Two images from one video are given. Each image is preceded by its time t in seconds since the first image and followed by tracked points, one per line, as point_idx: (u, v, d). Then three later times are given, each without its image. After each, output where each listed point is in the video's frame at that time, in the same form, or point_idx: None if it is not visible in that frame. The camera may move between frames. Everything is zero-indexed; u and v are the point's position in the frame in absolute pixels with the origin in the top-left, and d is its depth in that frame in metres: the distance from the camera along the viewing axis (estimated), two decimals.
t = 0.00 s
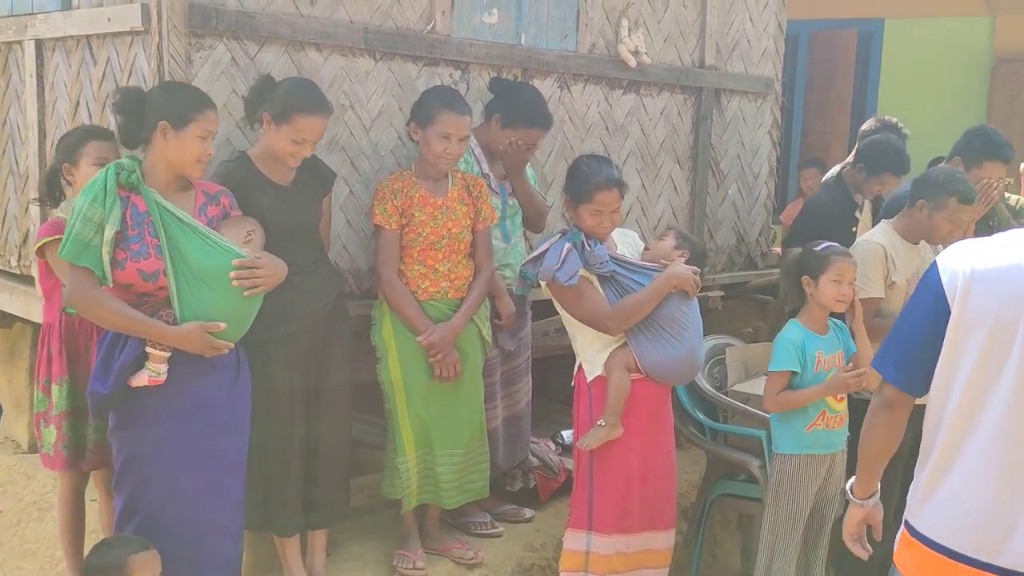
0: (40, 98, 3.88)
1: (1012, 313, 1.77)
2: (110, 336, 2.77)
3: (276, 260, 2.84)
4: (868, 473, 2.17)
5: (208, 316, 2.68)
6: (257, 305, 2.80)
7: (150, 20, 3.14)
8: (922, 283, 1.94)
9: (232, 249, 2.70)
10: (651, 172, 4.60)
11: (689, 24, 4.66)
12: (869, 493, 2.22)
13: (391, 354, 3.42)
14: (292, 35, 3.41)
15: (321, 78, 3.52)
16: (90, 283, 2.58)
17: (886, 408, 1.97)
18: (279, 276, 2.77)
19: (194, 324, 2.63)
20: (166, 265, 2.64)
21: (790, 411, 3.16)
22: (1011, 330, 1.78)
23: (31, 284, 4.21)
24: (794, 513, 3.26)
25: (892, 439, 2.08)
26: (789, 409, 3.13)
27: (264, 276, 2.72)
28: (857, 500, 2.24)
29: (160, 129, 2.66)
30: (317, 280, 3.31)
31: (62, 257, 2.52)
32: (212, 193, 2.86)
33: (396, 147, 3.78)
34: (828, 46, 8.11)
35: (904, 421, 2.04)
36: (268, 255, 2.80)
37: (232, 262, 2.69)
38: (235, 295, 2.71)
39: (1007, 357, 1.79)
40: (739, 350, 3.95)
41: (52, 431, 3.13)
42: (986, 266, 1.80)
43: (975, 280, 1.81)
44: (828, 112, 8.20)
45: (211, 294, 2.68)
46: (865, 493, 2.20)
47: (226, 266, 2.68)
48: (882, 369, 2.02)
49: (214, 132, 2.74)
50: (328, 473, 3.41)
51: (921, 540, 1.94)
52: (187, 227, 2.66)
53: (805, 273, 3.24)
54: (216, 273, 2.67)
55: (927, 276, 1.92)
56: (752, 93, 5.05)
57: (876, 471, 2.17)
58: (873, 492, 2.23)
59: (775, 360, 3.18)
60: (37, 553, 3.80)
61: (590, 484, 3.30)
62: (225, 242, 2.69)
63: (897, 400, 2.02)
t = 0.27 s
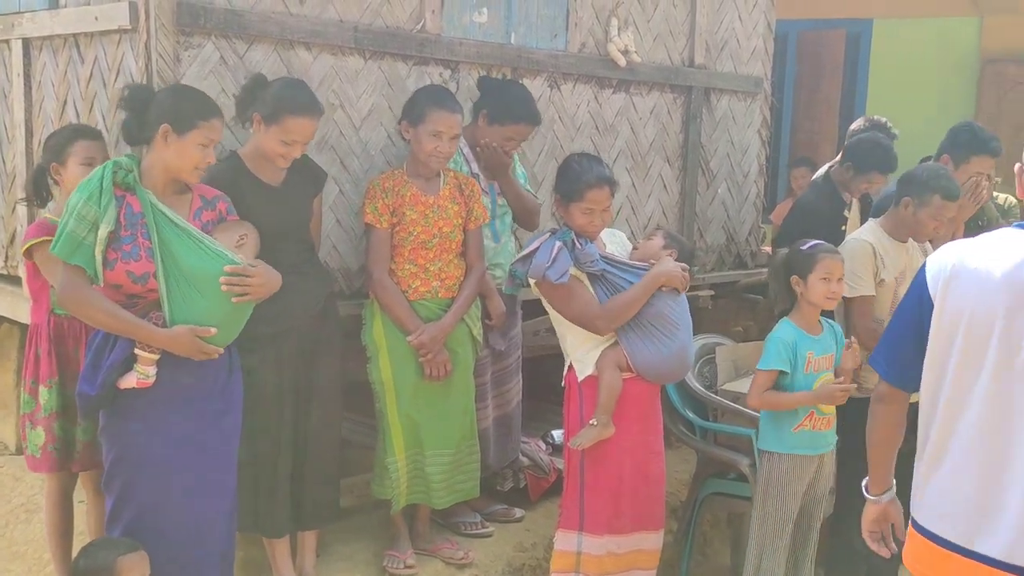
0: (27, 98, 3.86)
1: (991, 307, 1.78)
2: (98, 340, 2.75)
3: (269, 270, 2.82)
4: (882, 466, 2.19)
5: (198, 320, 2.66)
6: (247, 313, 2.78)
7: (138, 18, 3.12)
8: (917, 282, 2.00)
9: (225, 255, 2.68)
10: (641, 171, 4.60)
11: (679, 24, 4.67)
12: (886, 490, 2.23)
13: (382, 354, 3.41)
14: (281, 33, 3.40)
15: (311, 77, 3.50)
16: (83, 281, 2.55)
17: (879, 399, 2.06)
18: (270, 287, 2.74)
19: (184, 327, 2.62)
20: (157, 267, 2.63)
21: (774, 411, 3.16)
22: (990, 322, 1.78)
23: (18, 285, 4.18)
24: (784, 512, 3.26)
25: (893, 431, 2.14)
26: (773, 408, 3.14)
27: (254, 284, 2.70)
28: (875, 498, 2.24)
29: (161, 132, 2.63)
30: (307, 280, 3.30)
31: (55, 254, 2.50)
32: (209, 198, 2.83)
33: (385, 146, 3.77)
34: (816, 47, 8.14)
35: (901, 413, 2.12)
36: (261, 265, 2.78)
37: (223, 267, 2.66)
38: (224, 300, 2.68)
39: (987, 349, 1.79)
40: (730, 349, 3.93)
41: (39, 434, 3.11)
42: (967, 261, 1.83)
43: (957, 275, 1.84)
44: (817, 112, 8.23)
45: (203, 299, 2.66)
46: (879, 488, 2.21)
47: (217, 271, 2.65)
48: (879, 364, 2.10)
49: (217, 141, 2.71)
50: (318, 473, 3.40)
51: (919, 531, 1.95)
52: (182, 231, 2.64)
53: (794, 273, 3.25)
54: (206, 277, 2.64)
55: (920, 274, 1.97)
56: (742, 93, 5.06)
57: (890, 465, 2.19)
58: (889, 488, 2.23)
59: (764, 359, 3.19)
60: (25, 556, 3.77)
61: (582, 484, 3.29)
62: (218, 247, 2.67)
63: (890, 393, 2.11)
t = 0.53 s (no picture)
0: (16, 99, 3.86)
1: (971, 306, 1.92)
2: (91, 339, 2.75)
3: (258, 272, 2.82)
4: (890, 462, 2.30)
5: (188, 322, 2.68)
6: (236, 313, 2.79)
7: (127, 19, 3.12)
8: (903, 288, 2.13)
9: (211, 255, 2.68)
10: (631, 170, 4.61)
11: (668, 23, 4.67)
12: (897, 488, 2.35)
13: (373, 354, 3.41)
14: (270, 34, 3.40)
15: (300, 78, 3.51)
16: (71, 285, 2.56)
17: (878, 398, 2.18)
18: (257, 288, 2.74)
19: (174, 329, 2.64)
20: (145, 269, 2.63)
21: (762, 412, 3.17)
22: (970, 322, 1.93)
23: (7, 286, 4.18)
24: (774, 510, 3.28)
25: (894, 430, 2.25)
26: (762, 409, 3.15)
27: (242, 286, 2.70)
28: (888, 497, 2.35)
29: (144, 133, 2.63)
30: (297, 281, 3.31)
31: (43, 258, 2.51)
32: (196, 198, 2.82)
33: (375, 147, 3.78)
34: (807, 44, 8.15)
35: (901, 412, 2.24)
36: (249, 266, 2.78)
37: (211, 268, 2.67)
38: (211, 300, 2.69)
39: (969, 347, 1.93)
40: (719, 347, 3.94)
41: (33, 434, 3.10)
42: (946, 265, 1.96)
43: (937, 279, 1.98)
44: (808, 109, 8.25)
45: (190, 299, 2.67)
46: (890, 485, 2.31)
47: (205, 272, 2.66)
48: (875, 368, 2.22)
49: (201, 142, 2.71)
50: (308, 473, 3.41)
51: (925, 525, 2.09)
52: (169, 234, 2.64)
53: (782, 272, 3.26)
54: (194, 278, 2.65)
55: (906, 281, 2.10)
56: (731, 92, 5.07)
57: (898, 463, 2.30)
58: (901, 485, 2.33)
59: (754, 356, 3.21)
60: (16, 557, 3.77)
61: (573, 483, 3.31)
62: (205, 248, 2.67)
63: (890, 392, 2.23)
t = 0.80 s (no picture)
0: (7, 96, 3.84)
1: (969, 288, 2.03)
2: (85, 338, 2.76)
3: (246, 259, 2.81)
4: (906, 442, 2.45)
5: (182, 316, 2.67)
6: (228, 305, 2.78)
7: (118, 16, 3.11)
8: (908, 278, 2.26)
9: (200, 249, 2.67)
10: (625, 166, 4.61)
11: (661, 18, 4.67)
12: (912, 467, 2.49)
13: (369, 350, 3.41)
14: (262, 31, 3.39)
15: (292, 74, 3.50)
16: (65, 283, 2.54)
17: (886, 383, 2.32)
18: (247, 277, 2.74)
19: (170, 324, 2.63)
20: (136, 265, 2.62)
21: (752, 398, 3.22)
22: (965, 305, 2.04)
23: None
24: (771, 504, 3.28)
25: (907, 413, 2.40)
26: (751, 396, 3.20)
27: (232, 275, 2.69)
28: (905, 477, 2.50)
29: (128, 129, 2.62)
30: (291, 278, 3.31)
31: (34, 257, 2.50)
32: (184, 194, 2.83)
33: (368, 143, 3.78)
34: (800, 39, 8.16)
35: (912, 396, 2.38)
36: (237, 254, 2.77)
37: (200, 260, 2.66)
38: (202, 292, 2.68)
39: (964, 330, 2.05)
40: (714, 341, 3.92)
41: (24, 431, 3.09)
42: (943, 252, 2.09)
43: (936, 266, 2.10)
44: (801, 104, 8.25)
45: (182, 292, 2.66)
46: (906, 465, 2.45)
47: (193, 265, 2.65)
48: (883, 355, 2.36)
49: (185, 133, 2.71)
50: (304, 470, 3.41)
51: (931, 504, 2.17)
52: (156, 230, 2.64)
53: (777, 267, 3.27)
54: (184, 272, 2.64)
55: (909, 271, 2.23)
56: (724, 87, 5.07)
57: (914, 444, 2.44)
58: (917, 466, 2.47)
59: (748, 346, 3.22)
60: (11, 555, 3.76)
61: (568, 479, 3.30)
62: (192, 242, 2.67)
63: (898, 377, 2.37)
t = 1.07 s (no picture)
0: None
1: (965, 273, 2.22)
2: (80, 339, 2.73)
3: (236, 245, 2.78)
4: (908, 426, 2.70)
5: (179, 306, 2.67)
6: (224, 293, 2.78)
7: (110, 11, 3.09)
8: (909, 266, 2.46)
9: (189, 239, 2.67)
10: (619, 159, 4.61)
11: (654, 12, 4.67)
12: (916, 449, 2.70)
13: (362, 345, 3.40)
14: (255, 25, 3.38)
15: (285, 68, 3.49)
16: (62, 279, 2.54)
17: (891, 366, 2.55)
18: (238, 262, 2.72)
19: (173, 315, 2.63)
20: (129, 259, 2.62)
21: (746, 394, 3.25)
22: (961, 290, 2.23)
23: None
24: (766, 497, 3.28)
25: (909, 397, 2.64)
26: (746, 391, 3.21)
27: (223, 263, 2.68)
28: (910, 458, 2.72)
29: (109, 122, 2.62)
30: (285, 272, 3.30)
31: (28, 255, 2.49)
32: (169, 187, 2.82)
33: (362, 137, 3.77)
34: (793, 33, 8.16)
35: (915, 380, 2.61)
36: (225, 240, 2.74)
37: (189, 250, 2.65)
38: (197, 281, 2.68)
39: (960, 313, 2.24)
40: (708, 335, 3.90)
41: (20, 428, 3.07)
42: (939, 241, 2.28)
43: (933, 253, 2.29)
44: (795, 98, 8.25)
45: (176, 284, 2.66)
46: (910, 445, 2.70)
47: (183, 256, 2.65)
48: (887, 338, 2.57)
49: (166, 123, 2.72)
50: (299, 465, 3.41)
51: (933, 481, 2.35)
52: (145, 223, 2.64)
53: (770, 262, 3.27)
54: (175, 264, 2.64)
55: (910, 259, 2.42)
56: (718, 80, 5.07)
57: (915, 426, 2.69)
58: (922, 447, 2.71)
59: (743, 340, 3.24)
60: (6, 553, 3.75)
61: (565, 473, 3.31)
62: (181, 233, 2.66)
63: (901, 361, 2.60)
